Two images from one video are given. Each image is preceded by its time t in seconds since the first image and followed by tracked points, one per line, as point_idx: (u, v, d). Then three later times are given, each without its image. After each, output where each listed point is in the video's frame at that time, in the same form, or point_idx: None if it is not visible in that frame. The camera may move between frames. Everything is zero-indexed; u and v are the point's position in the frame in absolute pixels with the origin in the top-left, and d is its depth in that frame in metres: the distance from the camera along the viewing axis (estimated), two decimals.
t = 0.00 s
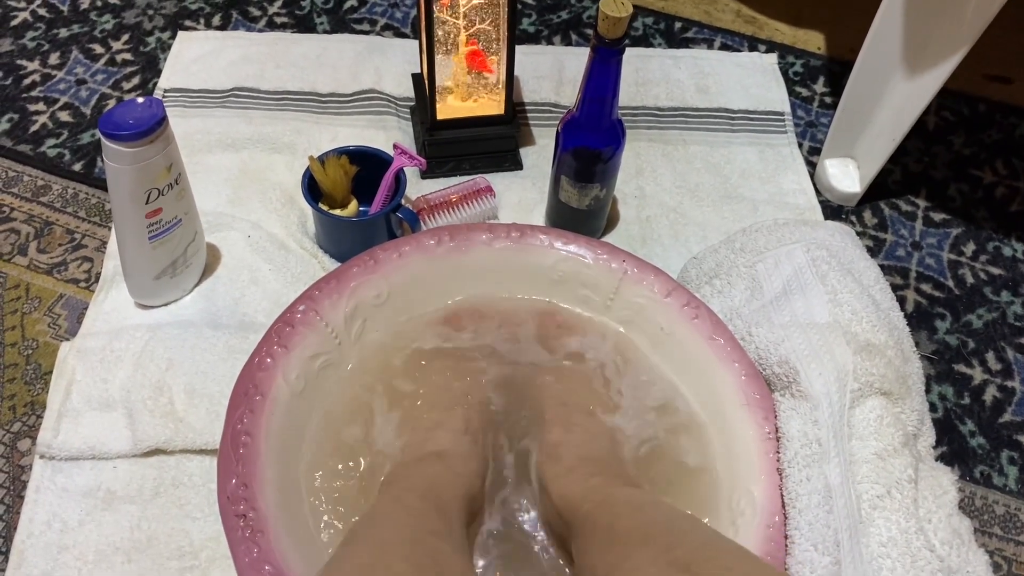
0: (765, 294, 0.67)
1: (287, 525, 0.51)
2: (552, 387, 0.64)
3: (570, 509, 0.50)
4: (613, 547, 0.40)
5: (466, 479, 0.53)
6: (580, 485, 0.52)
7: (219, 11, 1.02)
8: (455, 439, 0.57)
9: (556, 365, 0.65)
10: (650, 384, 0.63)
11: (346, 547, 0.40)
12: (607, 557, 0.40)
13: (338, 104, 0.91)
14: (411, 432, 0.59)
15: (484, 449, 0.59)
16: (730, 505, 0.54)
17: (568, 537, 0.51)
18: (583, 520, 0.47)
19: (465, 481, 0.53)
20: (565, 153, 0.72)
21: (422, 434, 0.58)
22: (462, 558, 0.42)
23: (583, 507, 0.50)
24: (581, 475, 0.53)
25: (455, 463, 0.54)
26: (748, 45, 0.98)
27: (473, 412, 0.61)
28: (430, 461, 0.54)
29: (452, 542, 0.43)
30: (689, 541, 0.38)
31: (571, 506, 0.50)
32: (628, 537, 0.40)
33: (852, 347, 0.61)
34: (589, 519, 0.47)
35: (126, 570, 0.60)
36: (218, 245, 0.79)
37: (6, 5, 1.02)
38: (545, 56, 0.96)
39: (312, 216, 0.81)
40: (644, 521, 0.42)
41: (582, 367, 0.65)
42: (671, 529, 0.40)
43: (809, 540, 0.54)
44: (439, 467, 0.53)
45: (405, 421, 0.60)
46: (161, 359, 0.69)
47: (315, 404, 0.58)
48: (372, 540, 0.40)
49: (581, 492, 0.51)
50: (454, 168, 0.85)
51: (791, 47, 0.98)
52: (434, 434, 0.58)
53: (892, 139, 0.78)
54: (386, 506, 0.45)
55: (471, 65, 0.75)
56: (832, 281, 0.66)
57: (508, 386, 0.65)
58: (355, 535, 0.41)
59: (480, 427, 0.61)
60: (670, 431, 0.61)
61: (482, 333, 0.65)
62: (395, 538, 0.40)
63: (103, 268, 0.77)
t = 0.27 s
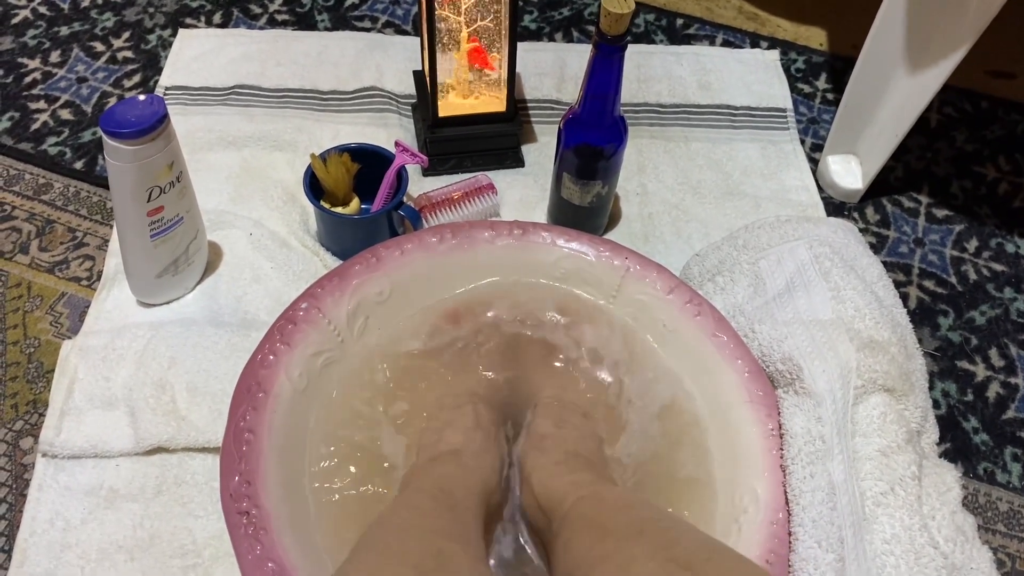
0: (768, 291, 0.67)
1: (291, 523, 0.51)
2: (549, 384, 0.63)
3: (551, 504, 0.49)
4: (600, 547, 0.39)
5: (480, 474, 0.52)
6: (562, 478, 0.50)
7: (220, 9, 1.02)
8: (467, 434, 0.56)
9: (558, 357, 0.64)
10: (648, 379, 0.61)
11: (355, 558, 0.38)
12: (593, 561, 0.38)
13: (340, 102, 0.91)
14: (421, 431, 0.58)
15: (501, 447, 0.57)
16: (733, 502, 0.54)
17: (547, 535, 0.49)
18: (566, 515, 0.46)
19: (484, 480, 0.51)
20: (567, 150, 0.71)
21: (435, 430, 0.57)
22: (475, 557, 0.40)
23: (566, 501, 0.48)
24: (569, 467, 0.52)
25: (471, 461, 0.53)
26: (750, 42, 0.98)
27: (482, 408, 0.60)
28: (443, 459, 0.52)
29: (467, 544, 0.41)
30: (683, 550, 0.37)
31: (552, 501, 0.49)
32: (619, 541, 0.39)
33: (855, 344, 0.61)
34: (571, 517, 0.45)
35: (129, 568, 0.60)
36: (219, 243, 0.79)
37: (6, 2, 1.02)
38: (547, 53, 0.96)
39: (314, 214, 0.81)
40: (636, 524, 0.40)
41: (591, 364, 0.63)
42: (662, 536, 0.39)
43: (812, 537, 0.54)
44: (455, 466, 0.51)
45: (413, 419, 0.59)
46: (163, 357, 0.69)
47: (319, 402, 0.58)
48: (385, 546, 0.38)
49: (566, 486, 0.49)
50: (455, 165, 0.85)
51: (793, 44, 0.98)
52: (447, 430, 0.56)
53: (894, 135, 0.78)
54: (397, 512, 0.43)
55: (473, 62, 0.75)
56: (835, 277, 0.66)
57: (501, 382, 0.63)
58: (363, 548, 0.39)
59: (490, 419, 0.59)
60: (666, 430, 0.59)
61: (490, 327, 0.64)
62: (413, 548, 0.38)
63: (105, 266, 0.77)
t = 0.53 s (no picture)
0: (768, 290, 0.66)
1: (289, 523, 0.51)
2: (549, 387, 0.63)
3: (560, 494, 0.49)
4: (605, 539, 0.39)
5: (491, 474, 0.52)
6: (566, 472, 0.50)
7: (217, 7, 1.02)
8: (474, 435, 0.56)
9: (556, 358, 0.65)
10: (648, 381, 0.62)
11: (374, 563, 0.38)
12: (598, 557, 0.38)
13: (338, 100, 0.91)
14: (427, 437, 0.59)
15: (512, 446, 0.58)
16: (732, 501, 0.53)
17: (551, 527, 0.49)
18: (573, 504, 0.46)
19: (494, 479, 0.51)
20: (566, 148, 0.71)
21: (444, 434, 0.58)
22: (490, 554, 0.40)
23: (572, 493, 0.48)
24: (571, 460, 0.52)
25: (480, 460, 0.53)
26: (749, 40, 0.97)
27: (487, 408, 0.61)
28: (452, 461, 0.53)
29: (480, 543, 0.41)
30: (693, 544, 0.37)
31: (561, 491, 0.49)
32: (625, 534, 0.39)
33: (854, 343, 0.61)
34: (569, 517, 0.45)
35: (126, 569, 0.60)
36: (217, 242, 0.78)
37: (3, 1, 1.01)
38: (545, 51, 0.96)
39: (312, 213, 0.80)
40: (644, 518, 0.40)
41: (592, 364, 0.64)
42: (669, 530, 0.39)
43: (812, 537, 0.54)
44: (465, 466, 0.52)
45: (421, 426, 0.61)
46: (161, 357, 0.69)
47: (317, 402, 0.58)
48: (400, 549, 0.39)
49: (571, 479, 0.49)
50: (454, 164, 0.85)
51: (793, 41, 0.98)
52: (455, 434, 0.57)
53: (895, 134, 0.78)
54: (410, 515, 0.44)
55: (471, 60, 0.74)
56: (835, 276, 0.65)
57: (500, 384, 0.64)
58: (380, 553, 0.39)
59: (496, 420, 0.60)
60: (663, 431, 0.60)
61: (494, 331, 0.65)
62: (424, 554, 0.38)
63: (102, 266, 0.77)
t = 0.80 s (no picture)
0: (761, 292, 0.67)
1: (285, 526, 0.51)
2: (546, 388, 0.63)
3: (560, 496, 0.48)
4: (609, 531, 0.38)
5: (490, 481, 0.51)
6: (565, 472, 0.50)
7: (215, 10, 1.02)
8: (475, 441, 0.56)
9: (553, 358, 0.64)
10: (641, 381, 0.62)
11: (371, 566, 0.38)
12: (597, 549, 0.37)
13: (335, 103, 0.91)
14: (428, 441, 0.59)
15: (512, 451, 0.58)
16: (725, 503, 0.54)
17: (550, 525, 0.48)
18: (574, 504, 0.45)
19: (495, 483, 0.51)
20: (562, 151, 0.71)
21: (445, 440, 0.57)
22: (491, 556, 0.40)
23: (572, 492, 0.47)
24: (570, 460, 0.52)
25: (481, 466, 0.53)
26: (745, 41, 0.98)
27: (487, 413, 0.60)
28: (454, 468, 0.52)
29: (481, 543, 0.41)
30: (694, 531, 0.36)
31: (562, 493, 0.48)
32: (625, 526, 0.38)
33: (847, 345, 0.61)
34: (568, 514, 0.44)
35: (124, 570, 0.61)
36: (215, 244, 0.79)
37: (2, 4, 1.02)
38: (541, 53, 0.96)
39: (308, 215, 0.81)
40: (644, 510, 0.40)
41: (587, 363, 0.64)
42: (669, 519, 0.38)
43: (804, 538, 0.54)
44: (465, 471, 0.52)
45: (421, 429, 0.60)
46: (158, 359, 0.69)
47: (313, 405, 0.58)
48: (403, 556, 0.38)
49: (569, 478, 0.49)
50: (451, 166, 0.85)
51: (789, 43, 0.98)
52: (455, 440, 0.56)
53: (889, 136, 0.78)
54: (409, 519, 0.43)
55: (467, 64, 0.75)
56: (828, 278, 0.66)
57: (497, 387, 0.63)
58: (379, 557, 0.39)
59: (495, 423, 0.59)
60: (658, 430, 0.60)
61: (492, 333, 0.64)
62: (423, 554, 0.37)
63: (100, 269, 0.77)
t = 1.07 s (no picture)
0: (760, 289, 0.67)
1: (285, 523, 0.51)
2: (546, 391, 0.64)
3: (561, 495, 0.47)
4: (617, 524, 0.37)
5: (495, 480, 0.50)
6: (568, 472, 0.49)
7: (215, 9, 1.02)
8: (478, 446, 0.55)
9: (554, 359, 0.65)
10: (641, 380, 0.63)
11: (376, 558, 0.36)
12: (603, 545, 0.36)
13: (335, 101, 0.92)
14: (430, 444, 0.59)
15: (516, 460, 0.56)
16: (723, 499, 0.54)
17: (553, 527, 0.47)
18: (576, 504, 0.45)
19: (500, 485, 0.50)
20: (561, 149, 0.72)
21: (446, 445, 0.57)
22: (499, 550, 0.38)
23: (575, 492, 0.46)
24: (573, 461, 0.51)
25: (486, 469, 0.52)
26: (744, 39, 0.98)
27: (488, 422, 0.59)
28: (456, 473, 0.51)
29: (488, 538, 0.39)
30: (703, 527, 0.35)
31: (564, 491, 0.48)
32: (632, 522, 0.37)
33: (845, 342, 0.62)
34: (573, 514, 0.43)
35: (126, 566, 0.61)
36: (216, 242, 0.79)
37: (3, 4, 1.02)
38: (541, 51, 0.96)
39: (309, 213, 0.81)
40: (651, 508, 0.39)
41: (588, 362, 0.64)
42: (677, 516, 0.37)
43: (801, 533, 0.55)
44: (470, 473, 0.50)
45: (423, 429, 0.60)
46: (160, 357, 0.70)
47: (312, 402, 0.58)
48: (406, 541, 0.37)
49: (574, 479, 0.48)
50: (451, 164, 0.85)
51: (788, 41, 0.98)
52: (458, 447, 0.56)
53: (887, 133, 0.78)
54: (414, 516, 0.42)
55: (466, 62, 0.75)
56: (827, 275, 0.66)
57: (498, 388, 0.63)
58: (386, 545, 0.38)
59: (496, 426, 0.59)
60: (657, 431, 0.60)
61: (492, 336, 0.65)
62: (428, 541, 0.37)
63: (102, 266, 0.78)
